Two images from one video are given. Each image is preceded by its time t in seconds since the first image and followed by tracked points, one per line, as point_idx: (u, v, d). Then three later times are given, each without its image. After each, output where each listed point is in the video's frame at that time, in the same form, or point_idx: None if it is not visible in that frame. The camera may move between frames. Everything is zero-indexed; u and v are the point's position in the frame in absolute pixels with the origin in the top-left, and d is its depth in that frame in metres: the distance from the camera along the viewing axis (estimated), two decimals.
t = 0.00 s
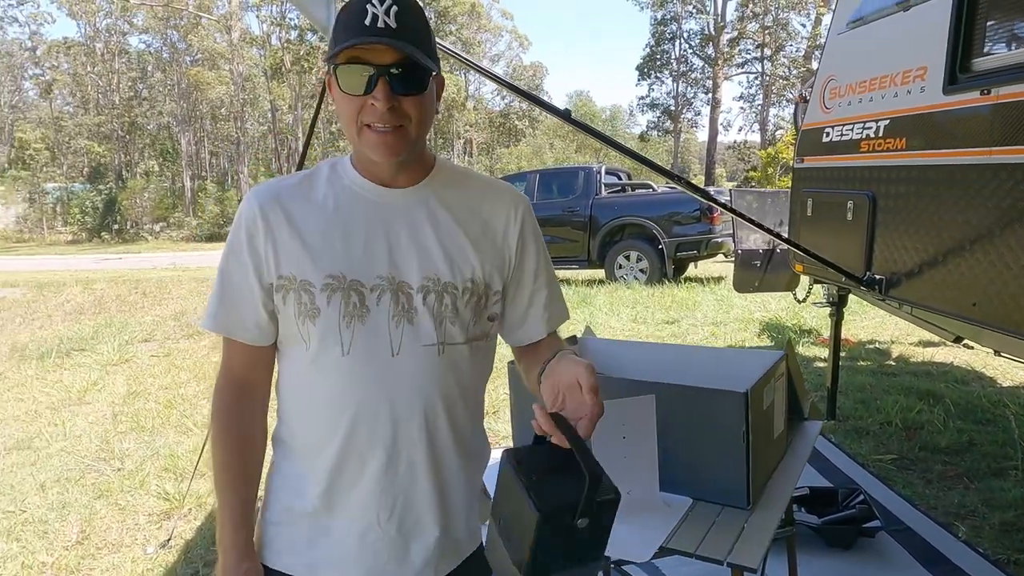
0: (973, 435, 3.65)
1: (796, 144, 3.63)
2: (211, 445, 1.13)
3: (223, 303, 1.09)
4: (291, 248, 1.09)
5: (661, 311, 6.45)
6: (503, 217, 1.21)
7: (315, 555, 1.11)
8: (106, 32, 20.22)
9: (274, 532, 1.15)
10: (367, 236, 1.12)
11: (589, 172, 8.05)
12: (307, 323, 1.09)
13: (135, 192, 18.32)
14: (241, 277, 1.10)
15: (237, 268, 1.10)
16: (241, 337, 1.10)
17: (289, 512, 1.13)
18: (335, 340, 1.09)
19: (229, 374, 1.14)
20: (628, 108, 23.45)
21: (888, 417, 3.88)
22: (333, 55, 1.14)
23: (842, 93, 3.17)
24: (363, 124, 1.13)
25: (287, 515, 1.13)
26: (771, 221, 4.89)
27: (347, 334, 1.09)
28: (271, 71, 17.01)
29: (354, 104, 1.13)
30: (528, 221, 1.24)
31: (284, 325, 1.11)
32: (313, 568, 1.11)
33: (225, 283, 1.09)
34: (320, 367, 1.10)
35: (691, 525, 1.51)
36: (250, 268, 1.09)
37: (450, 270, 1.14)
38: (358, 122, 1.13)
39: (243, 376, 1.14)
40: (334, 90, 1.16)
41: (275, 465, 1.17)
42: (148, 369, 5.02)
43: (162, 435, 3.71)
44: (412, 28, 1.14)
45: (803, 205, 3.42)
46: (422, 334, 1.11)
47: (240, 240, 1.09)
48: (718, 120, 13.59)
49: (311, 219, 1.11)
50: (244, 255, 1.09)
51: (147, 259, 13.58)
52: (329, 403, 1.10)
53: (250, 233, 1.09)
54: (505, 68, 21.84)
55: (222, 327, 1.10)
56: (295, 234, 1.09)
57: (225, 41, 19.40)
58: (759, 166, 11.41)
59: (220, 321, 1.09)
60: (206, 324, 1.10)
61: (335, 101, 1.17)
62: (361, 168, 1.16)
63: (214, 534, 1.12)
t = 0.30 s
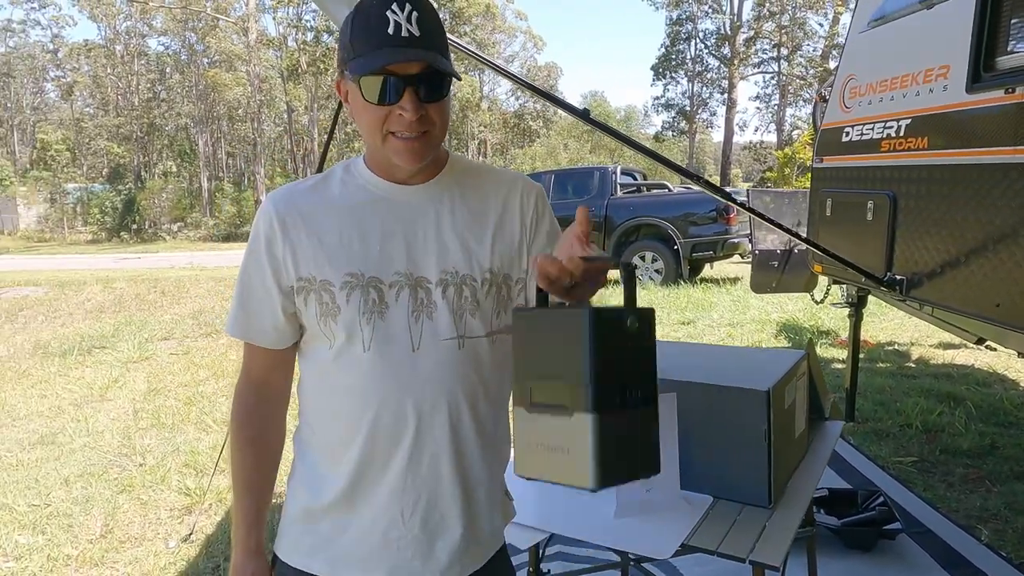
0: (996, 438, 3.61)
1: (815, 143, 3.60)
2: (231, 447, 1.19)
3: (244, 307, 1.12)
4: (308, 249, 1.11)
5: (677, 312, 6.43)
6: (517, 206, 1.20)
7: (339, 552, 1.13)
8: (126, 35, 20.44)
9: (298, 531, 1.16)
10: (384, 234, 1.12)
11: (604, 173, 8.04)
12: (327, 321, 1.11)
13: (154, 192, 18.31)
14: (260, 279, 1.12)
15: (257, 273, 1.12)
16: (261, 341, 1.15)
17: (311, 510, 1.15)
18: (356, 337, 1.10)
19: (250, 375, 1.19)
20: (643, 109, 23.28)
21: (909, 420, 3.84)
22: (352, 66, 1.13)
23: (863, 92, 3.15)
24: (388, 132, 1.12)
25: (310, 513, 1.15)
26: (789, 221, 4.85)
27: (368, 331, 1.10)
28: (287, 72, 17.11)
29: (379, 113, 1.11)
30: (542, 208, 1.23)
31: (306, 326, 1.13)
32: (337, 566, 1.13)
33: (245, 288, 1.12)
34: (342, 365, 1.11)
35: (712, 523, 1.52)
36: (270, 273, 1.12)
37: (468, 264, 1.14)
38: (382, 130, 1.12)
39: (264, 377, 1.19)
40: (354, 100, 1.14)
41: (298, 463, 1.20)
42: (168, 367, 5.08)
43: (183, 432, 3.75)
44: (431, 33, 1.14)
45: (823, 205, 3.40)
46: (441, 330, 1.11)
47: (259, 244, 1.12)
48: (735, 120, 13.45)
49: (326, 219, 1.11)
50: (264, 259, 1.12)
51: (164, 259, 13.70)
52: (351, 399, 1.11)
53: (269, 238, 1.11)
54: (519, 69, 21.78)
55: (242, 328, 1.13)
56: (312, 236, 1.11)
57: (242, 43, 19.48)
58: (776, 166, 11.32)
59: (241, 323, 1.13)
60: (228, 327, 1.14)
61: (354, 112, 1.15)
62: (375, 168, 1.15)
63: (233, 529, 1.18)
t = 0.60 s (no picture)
0: (1012, 441, 3.57)
1: (828, 143, 3.58)
2: (246, 456, 1.19)
3: (259, 315, 1.13)
4: (322, 252, 1.11)
5: (688, 313, 6.41)
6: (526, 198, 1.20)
7: (359, 553, 1.13)
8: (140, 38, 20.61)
9: (318, 533, 1.17)
10: (397, 233, 1.12)
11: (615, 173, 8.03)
12: (344, 322, 1.11)
13: (167, 193, 18.62)
14: (274, 286, 1.13)
15: (271, 280, 1.13)
16: (276, 350, 1.15)
17: (330, 512, 1.15)
18: (372, 337, 1.11)
19: (265, 384, 1.19)
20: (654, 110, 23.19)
21: (923, 423, 3.81)
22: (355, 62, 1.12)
23: (877, 92, 3.13)
24: (394, 127, 1.11)
25: (329, 515, 1.16)
26: (802, 221, 4.81)
27: (384, 330, 1.10)
28: (299, 74, 17.13)
29: (385, 108, 1.11)
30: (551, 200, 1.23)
31: (321, 329, 1.14)
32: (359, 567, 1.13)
33: (260, 297, 1.13)
34: (358, 365, 1.12)
35: (725, 523, 1.51)
36: (283, 278, 1.12)
37: (481, 257, 1.14)
38: (389, 126, 1.11)
39: (277, 387, 1.19)
40: (359, 97, 1.13)
41: (315, 465, 1.20)
42: (182, 366, 5.11)
43: (196, 431, 3.78)
44: (430, 25, 1.14)
45: (836, 207, 3.38)
46: (456, 325, 1.11)
47: (272, 251, 1.12)
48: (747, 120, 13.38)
49: (339, 221, 1.12)
50: (277, 266, 1.12)
51: (177, 259, 13.82)
52: (367, 399, 1.11)
53: (282, 244, 1.11)
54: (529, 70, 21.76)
55: (256, 336, 1.14)
56: (325, 240, 1.11)
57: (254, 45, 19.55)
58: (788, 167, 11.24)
59: (256, 331, 1.13)
60: (243, 337, 1.14)
61: (359, 108, 1.15)
62: (383, 169, 1.16)
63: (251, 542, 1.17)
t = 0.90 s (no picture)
0: None
1: (840, 141, 3.56)
2: (257, 450, 1.20)
3: (265, 310, 1.15)
4: (326, 250, 1.12)
5: (698, 311, 6.38)
6: (533, 200, 1.19)
7: (364, 551, 1.14)
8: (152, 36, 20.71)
9: (326, 529, 1.18)
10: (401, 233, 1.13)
11: (625, 170, 8.01)
12: (345, 321, 1.12)
13: (179, 189, 18.57)
14: (281, 282, 1.14)
15: (278, 277, 1.14)
16: (283, 345, 1.16)
17: (336, 508, 1.17)
18: (374, 336, 1.11)
19: (274, 380, 1.20)
20: (664, 107, 23.02)
21: (935, 422, 3.79)
22: (355, 69, 1.14)
23: (888, 88, 3.10)
24: (396, 131, 1.13)
25: (336, 511, 1.17)
26: (813, 219, 4.78)
27: (385, 329, 1.11)
28: (309, 71, 17.20)
29: (387, 113, 1.12)
30: (559, 202, 1.22)
31: (325, 327, 1.15)
32: (365, 564, 1.14)
33: (266, 294, 1.14)
34: (362, 364, 1.13)
35: (734, 524, 1.51)
36: (289, 275, 1.13)
37: (485, 258, 1.13)
38: (392, 129, 1.13)
39: (286, 382, 1.20)
40: (362, 102, 1.15)
41: (323, 461, 1.21)
42: (193, 362, 5.15)
43: (207, 426, 3.80)
44: (429, 24, 1.14)
45: (847, 204, 3.36)
46: (458, 325, 1.11)
47: (278, 248, 1.13)
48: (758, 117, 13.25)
49: (343, 220, 1.12)
50: (283, 263, 1.13)
51: (189, 255, 13.89)
52: (370, 397, 1.12)
53: (287, 240, 1.13)
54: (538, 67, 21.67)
55: (263, 331, 1.15)
56: (329, 238, 1.12)
57: (264, 42, 19.54)
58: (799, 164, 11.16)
59: (262, 326, 1.15)
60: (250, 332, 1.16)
61: (364, 113, 1.17)
62: (390, 169, 1.17)
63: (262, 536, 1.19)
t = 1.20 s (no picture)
0: None
1: (851, 139, 3.54)
2: (264, 439, 1.19)
3: (277, 298, 1.14)
4: (337, 244, 1.12)
5: (707, 311, 6.36)
6: (551, 208, 1.19)
7: (362, 549, 1.14)
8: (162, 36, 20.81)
9: (325, 522, 1.18)
10: (413, 233, 1.12)
11: (633, 170, 7.99)
12: (354, 318, 1.12)
13: (189, 189, 18.70)
14: (292, 272, 1.14)
15: (289, 265, 1.14)
16: (293, 335, 1.16)
17: (337, 505, 1.17)
18: (381, 335, 1.11)
19: (284, 369, 1.20)
20: (673, 106, 22.93)
21: (946, 423, 3.76)
22: (377, 56, 1.14)
23: (900, 87, 3.08)
24: (415, 118, 1.12)
25: (337, 506, 1.17)
26: (824, 218, 4.74)
27: (393, 329, 1.10)
28: (318, 71, 17.23)
29: (405, 99, 1.12)
30: (577, 212, 1.21)
31: (334, 321, 1.15)
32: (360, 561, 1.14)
33: (278, 281, 1.14)
34: (370, 363, 1.12)
35: (744, 525, 1.50)
36: (299, 265, 1.13)
37: (496, 265, 1.13)
38: (411, 115, 1.12)
39: (297, 371, 1.20)
40: (382, 89, 1.15)
41: (327, 455, 1.21)
42: (202, 361, 5.17)
43: (216, 424, 3.82)
44: (451, 14, 1.14)
45: (858, 203, 3.34)
46: (466, 331, 1.10)
47: (291, 237, 1.13)
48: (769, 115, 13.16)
49: (356, 215, 1.12)
50: (295, 252, 1.13)
51: (199, 255, 13.94)
52: (378, 397, 1.12)
53: (300, 230, 1.13)
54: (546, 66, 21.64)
55: (274, 319, 1.15)
56: (341, 231, 1.12)
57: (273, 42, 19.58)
58: (809, 163, 11.09)
59: (273, 315, 1.14)
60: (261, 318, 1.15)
61: (384, 102, 1.17)
62: (406, 161, 1.16)
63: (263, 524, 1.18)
